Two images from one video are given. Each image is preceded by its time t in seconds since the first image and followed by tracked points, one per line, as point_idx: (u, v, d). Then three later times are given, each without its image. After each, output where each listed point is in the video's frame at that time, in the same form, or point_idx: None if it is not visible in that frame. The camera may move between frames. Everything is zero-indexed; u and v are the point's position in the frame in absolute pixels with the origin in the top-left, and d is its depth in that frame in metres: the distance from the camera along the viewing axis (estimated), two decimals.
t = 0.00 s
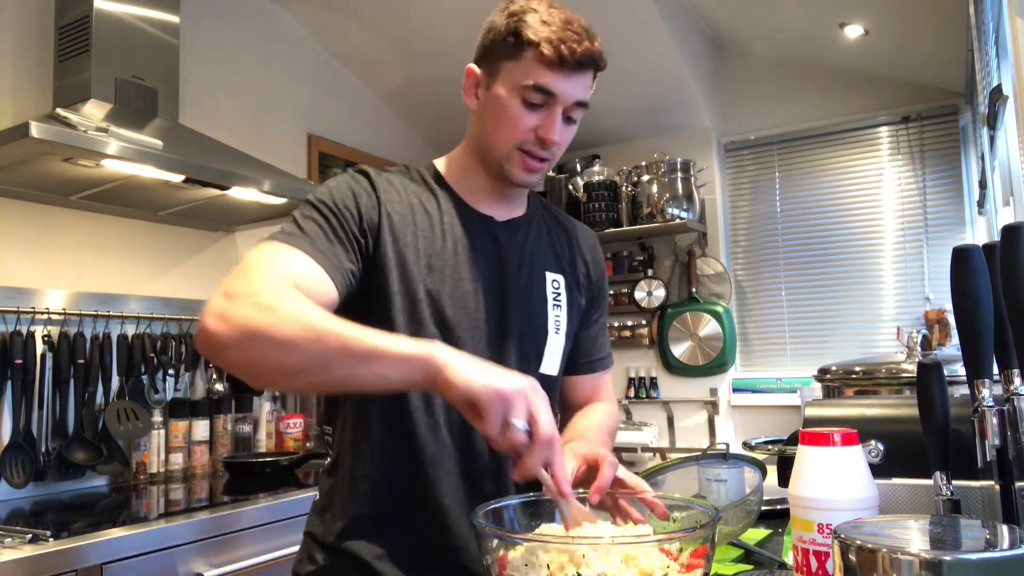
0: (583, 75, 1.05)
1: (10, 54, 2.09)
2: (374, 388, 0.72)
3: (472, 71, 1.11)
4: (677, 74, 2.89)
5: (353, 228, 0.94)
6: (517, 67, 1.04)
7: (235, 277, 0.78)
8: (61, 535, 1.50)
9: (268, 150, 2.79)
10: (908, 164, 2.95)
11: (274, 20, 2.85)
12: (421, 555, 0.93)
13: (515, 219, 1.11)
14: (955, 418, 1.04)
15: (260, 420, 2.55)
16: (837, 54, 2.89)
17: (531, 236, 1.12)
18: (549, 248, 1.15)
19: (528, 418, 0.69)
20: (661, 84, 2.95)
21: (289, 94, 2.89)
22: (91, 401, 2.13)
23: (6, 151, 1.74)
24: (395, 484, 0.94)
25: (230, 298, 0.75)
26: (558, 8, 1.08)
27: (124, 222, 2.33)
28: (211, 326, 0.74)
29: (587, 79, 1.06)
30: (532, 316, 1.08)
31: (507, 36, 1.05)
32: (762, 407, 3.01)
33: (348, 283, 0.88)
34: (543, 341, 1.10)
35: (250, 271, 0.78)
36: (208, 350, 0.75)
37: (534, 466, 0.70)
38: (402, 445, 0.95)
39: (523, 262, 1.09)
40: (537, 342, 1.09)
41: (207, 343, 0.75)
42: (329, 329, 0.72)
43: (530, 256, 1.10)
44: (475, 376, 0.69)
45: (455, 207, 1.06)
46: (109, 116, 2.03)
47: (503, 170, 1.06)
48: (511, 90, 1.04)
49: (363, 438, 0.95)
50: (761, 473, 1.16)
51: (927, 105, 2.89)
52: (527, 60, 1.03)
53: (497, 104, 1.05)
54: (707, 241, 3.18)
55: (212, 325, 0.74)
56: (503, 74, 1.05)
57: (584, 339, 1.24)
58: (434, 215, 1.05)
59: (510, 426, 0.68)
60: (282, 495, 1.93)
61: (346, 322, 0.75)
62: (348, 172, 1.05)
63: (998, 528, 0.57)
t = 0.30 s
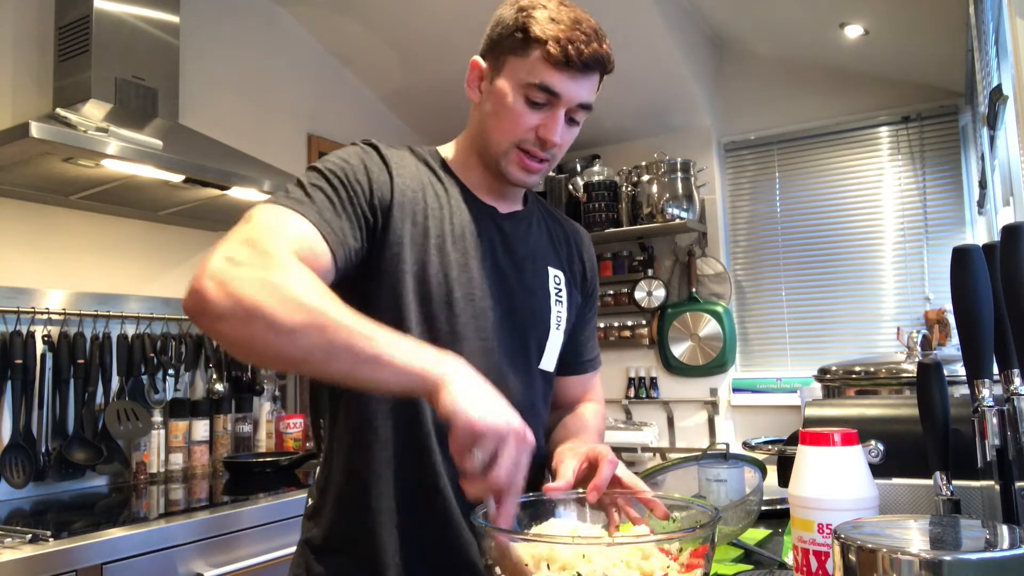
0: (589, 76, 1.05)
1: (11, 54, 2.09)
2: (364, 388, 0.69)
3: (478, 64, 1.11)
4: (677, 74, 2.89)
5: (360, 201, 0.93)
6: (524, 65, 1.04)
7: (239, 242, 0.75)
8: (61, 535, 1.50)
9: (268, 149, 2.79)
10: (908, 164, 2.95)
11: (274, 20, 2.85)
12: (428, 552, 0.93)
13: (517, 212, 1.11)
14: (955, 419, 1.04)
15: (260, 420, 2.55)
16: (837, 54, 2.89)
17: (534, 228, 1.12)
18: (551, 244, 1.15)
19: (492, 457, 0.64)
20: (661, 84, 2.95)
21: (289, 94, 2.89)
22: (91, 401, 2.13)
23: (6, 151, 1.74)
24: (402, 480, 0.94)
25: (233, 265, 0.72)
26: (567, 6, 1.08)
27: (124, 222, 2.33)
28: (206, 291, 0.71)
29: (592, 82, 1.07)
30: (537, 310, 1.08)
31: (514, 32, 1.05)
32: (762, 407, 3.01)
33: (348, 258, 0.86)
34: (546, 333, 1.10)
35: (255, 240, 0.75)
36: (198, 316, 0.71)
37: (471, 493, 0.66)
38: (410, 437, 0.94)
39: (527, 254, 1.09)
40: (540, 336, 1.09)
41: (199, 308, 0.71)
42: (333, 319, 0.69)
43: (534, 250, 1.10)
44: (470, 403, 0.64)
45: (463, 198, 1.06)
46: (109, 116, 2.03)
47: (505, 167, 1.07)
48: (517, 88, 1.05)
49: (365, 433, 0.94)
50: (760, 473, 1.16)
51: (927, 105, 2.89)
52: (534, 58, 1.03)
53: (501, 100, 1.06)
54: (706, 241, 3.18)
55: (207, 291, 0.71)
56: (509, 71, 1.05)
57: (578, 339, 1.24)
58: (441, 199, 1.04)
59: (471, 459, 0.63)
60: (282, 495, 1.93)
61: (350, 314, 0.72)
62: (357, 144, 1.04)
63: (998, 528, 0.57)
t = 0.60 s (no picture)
0: (600, 80, 1.07)
1: (11, 54, 2.10)
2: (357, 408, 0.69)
3: (486, 58, 1.10)
4: (677, 74, 2.89)
5: (348, 209, 0.89)
6: (540, 65, 1.04)
7: (218, 271, 0.75)
8: (61, 535, 1.50)
9: (268, 149, 2.79)
10: (908, 164, 2.95)
11: (274, 20, 2.85)
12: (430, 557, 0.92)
13: (514, 210, 1.12)
14: (955, 419, 1.04)
15: (260, 420, 2.55)
16: (837, 54, 2.89)
17: (530, 226, 1.14)
18: (547, 242, 1.17)
19: (501, 459, 0.64)
20: (661, 84, 2.95)
21: (289, 94, 2.89)
22: (91, 401, 2.13)
23: (6, 151, 1.74)
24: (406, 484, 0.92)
25: (210, 299, 0.72)
26: (579, 6, 1.09)
27: (123, 222, 2.33)
28: (189, 327, 0.72)
29: (603, 86, 1.09)
30: (539, 307, 1.09)
31: (530, 30, 1.05)
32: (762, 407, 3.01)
33: (331, 276, 0.83)
34: (549, 330, 1.12)
35: (234, 268, 0.74)
36: (185, 353, 0.73)
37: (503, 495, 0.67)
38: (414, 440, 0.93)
39: (526, 251, 1.10)
40: (543, 331, 1.10)
41: (185, 345, 0.72)
42: (315, 345, 0.69)
43: (532, 246, 1.12)
44: (462, 412, 0.64)
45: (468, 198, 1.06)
46: (109, 116, 2.03)
47: (511, 166, 1.07)
48: (531, 87, 1.05)
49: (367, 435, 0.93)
50: (760, 472, 1.16)
51: (927, 104, 2.90)
52: (552, 59, 1.04)
53: (513, 98, 1.05)
54: (706, 241, 3.18)
55: (191, 328, 0.72)
56: (523, 69, 1.05)
57: (572, 337, 1.24)
58: (439, 195, 1.03)
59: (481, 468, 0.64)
60: (282, 495, 1.93)
61: (335, 335, 0.71)
62: (347, 144, 1.00)
63: (998, 528, 0.57)
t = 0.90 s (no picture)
0: (597, 82, 1.07)
1: (11, 54, 2.10)
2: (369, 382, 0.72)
3: (481, 58, 1.09)
4: (677, 74, 2.89)
5: (342, 212, 0.89)
6: (537, 66, 1.04)
7: (208, 276, 0.74)
8: (61, 535, 1.50)
9: (268, 149, 2.79)
10: (908, 164, 2.95)
11: (274, 20, 2.85)
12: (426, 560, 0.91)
13: (509, 210, 1.12)
14: (955, 419, 1.04)
15: (260, 420, 2.54)
16: (837, 54, 2.89)
17: (525, 225, 1.14)
18: (542, 241, 1.16)
19: (519, 395, 0.73)
20: (661, 84, 2.95)
21: (289, 94, 2.89)
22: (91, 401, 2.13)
23: (6, 151, 1.74)
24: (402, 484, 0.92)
25: (203, 304, 0.72)
26: (575, 6, 1.09)
27: (124, 222, 2.33)
28: (186, 335, 0.71)
29: (600, 88, 1.09)
30: (534, 307, 1.10)
31: (527, 31, 1.04)
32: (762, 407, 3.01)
33: (326, 279, 0.83)
34: (543, 330, 1.12)
35: (224, 270, 0.74)
36: (184, 360, 0.72)
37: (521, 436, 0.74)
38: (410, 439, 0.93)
39: (521, 252, 1.10)
40: (539, 331, 1.11)
41: (183, 354, 0.72)
42: (319, 331, 0.71)
43: (527, 246, 1.12)
44: (472, 361, 0.71)
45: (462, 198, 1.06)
46: (109, 116, 2.03)
47: (508, 168, 1.07)
48: (528, 89, 1.04)
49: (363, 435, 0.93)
50: (760, 472, 1.16)
51: (927, 105, 2.89)
52: (548, 60, 1.03)
53: (510, 99, 1.05)
54: (707, 241, 3.18)
55: (188, 335, 0.71)
56: (520, 70, 1.05)
57: (567, 336, 1.24)
58: (434, 196, 1.03)
59: (503, 404, 0.72)
60: (282, 495, 1.93)
61: (334, 321, 0.73)
62: (339, 145, 1.00)
63: (998, 528, 0.57)
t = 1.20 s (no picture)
0: (583, 82, 1.06)
1: (11, 54, 2.10)
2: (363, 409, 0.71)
3: (468, 61, 1.10)
4: (677, 74, 2.89)
5: (346, 211, 0.89)
6: (520, 68, 1.04)
7: (219, 268, 0.73)
8: (61, 535, 1.50)
9: (268, 149, 2.79)
10: (908, 164, 2.95)
11: (274, 19, 2.85)
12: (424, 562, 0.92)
13: (505, 210, 1.11)
14: (955, 419, 1.04)
15: (260, 420, 2.54)
16: (837, 54, 2.89)
17: (522, 225, 1.13)
18: (540, 242, 1.16)
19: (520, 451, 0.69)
20: (661, 84, 2.95)
21: (289, 94, 2.89)
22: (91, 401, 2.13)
23: (6, 151, 1.74)
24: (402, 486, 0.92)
25: (213, 296, 0.71)
26: (562, 6, 1.08)
27: (123, 222, 2.33)
28: (192, 323, 0.70)
29: (587, 87, 1.08)
30: (532, 307, 1.09)
31: (510, 33, 1.04)
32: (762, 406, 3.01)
33: (332, 274, 0.83)
34: (542, 329, 1.11)
35: (236, 265, 0.73)
36: (187, 350, 0.71)
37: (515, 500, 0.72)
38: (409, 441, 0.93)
39: (518, 251, 1.10)
40: (536, 331, 1.10)
41: (187, 341, 0.71)
42: (325, 347, 0.70)
43: (524, 246, 1.12)
44: (475, 408, 0.69)
45: (459, 198, 1.06)
46: (109, 116, 2.03)
47: (496, 168, 1.08)
48: (511, 90, 1.04)
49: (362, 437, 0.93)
50: (760, 472, 1.16)
51: (927, 105, 2.89)
52: (530, 62, 1.03)
53: (495, 101, 1.05)
54: (706, 241, 3.18)
55: (193, 323, 0.70)
56: (503, 71, 1.05)
57: (564, 335, 1.24)
58: (432, 196, 1.03)
59: (504, 458, 0.68)
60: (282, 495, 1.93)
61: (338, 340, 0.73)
62: (342, 146, 1.00)
63: (998, 528, 0.57)
